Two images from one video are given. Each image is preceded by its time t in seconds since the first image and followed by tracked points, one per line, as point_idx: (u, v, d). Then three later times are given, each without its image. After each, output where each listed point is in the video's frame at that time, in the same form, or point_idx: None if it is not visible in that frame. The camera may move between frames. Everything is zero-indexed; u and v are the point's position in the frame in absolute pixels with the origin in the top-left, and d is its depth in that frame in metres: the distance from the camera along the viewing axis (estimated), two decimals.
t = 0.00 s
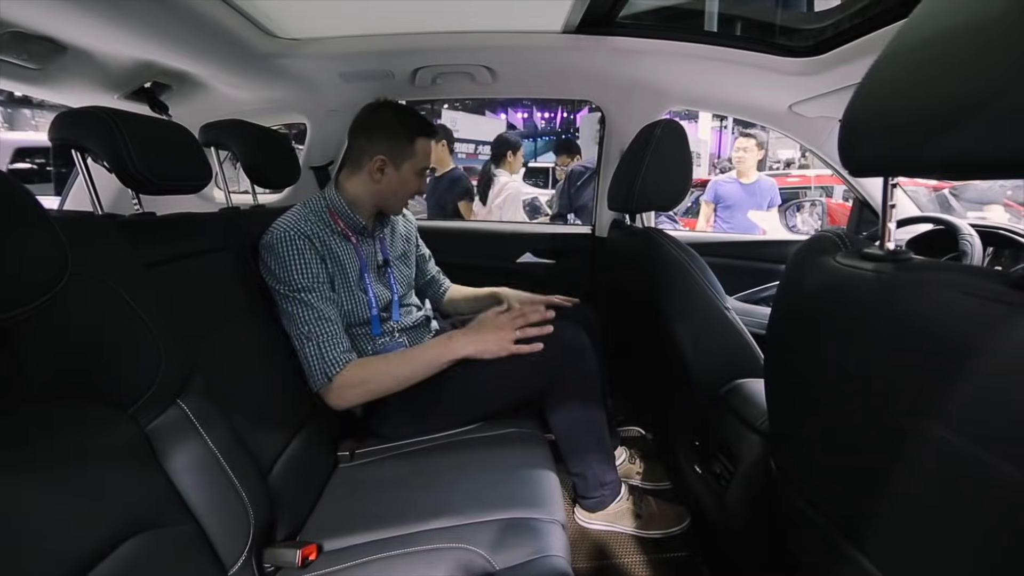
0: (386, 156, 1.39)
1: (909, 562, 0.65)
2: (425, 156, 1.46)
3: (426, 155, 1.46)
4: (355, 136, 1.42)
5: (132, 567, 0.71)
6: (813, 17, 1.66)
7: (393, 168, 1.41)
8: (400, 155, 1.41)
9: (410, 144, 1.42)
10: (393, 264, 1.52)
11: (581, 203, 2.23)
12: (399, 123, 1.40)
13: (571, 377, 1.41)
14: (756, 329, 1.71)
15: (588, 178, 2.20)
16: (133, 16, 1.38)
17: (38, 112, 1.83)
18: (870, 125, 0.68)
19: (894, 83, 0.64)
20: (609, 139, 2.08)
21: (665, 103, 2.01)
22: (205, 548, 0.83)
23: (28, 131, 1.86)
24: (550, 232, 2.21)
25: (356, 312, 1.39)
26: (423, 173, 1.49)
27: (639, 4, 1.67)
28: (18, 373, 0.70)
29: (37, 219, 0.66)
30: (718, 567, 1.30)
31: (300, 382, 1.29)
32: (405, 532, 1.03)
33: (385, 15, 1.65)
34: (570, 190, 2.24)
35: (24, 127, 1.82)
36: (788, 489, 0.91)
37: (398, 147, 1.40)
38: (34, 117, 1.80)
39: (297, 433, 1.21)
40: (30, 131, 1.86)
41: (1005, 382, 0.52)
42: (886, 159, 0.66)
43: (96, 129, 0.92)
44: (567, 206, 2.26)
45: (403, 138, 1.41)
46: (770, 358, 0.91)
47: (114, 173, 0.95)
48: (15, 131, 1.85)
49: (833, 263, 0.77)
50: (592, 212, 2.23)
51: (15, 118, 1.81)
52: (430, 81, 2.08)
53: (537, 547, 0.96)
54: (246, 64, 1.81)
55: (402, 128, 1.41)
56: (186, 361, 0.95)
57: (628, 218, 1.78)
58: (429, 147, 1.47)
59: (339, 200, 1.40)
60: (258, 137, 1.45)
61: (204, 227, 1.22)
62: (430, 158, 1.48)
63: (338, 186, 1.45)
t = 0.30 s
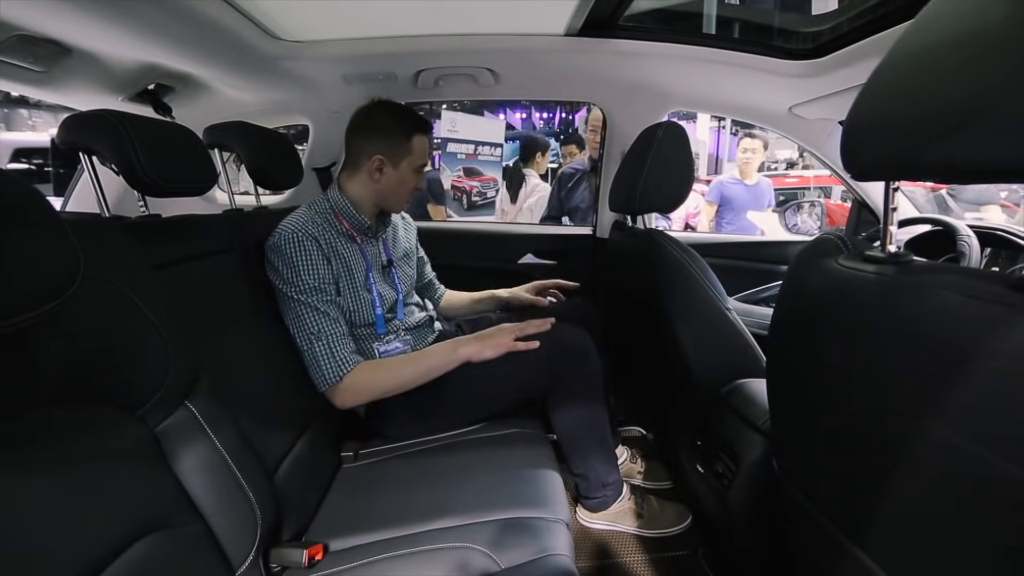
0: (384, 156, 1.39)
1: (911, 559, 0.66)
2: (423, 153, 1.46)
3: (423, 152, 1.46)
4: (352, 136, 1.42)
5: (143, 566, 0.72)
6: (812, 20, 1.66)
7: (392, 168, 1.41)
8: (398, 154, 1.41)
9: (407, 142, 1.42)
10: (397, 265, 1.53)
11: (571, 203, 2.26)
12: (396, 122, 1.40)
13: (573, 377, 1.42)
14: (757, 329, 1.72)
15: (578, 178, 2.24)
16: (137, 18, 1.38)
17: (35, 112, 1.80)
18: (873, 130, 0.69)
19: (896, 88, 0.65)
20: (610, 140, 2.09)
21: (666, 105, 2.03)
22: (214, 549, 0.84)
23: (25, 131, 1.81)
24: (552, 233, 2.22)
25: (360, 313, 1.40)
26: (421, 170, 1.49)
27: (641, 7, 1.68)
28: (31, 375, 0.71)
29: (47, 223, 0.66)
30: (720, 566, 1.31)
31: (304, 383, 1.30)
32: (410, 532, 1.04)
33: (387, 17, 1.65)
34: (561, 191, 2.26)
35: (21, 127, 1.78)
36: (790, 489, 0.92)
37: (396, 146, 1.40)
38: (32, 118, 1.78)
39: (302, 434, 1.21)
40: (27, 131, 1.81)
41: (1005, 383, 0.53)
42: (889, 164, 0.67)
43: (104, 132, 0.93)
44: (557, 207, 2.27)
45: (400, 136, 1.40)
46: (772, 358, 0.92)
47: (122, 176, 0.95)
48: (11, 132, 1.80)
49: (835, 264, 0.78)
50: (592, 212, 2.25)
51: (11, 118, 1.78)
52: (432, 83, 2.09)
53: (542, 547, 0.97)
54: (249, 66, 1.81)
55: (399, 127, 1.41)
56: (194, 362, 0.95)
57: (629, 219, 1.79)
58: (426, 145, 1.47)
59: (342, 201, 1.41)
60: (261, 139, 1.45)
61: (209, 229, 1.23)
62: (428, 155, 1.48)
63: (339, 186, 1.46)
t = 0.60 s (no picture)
0: (376, 157, 1.40)
1: (907, 556, 0.66)
2: (416, 152, 1.45)
3: (416, 151, 1.45)
4: (345, 138, 1.43)
5: (145, 567, 0.72)
6: (810, 21, 1.67)
7: (385, 168, 1.42)
8: (391, 154, 1.41)
9: (399, 142, 1.42)
10: (396, 266, 1.53)
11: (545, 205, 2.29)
12: (386, 122, 1.40)
13: (572, 377, 1.43)
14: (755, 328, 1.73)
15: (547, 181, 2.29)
16: (136, 20, 1.39)
17: (31, 112, 1.77)
18: (869, 131, 0.69)
19: (892, 90, 0.66)
20: (610, 140, 2.11)
21: (665, 105, 2.04)
22: (215, 549, 0.84)
23: (21, 130, 1.81)
24: (551, 233, 2.24)
25: (360, 314, 1.40)
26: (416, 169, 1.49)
27: (639, 8, 1.68)
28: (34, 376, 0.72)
29: (50, 226, 0.66)
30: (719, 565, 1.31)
31: (305, 384, 1.31)
32: (410, 531, 1.04)
33: (386, 19, 1.66)
34: (534, 193, 2.31)
35: (18, 127, 1.77)
36: (788, 489, 0.93)
37: (387, 146, 1.40)
38: (28, 118, 1.76)
39: (302, 434, 1.22)
40: (24, 130, 1.81)
41: (995, 383, 0.53)
42: (885, 166, 0.68)
43: (105, 134, 0.93)
44: (529, 209, 2.32)
45: (392, 136, 1.40)
46: (769, 358, 0.93)
47: (123, 178, 0.96)
48: (9, 132, 1.81)
49: (831, 266, 0.79)
50: (591, 212, 2.26)
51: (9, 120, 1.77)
52: (431, 84, 2.09)
53: (541, 546, 0.98)
54: (249, 68, 1.82)
55: (391, 127, 1.40)
56: (195, 364, 0.96)
57: (628, 219, 1.80)
58: (419, 143, 1.47)
59: (341, 203, 1.41)
60: (260, 141, 1.46)
61: (210, 230, 1.23)
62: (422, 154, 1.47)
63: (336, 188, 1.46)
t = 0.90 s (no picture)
0: (361, 155, 1.40)
1: (903, 556, 0.66)
2: (403, 146, 1.44)
3: (403, 145, 1.44)
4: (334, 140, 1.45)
5: (142, 567, 0.72)
6: (808, 22, 1.67)
7: (373, 165, 1.42)
8: (376, 151, 1.41)
9: (384, 137, 1.41)
10: (394, 266, 1.53)
11: (523, 207, 2.36)
12: (369, 118, 1.40)
13: (571, 377, 1.43)
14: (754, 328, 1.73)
15: (522, 183, 2.36)
16: (133, 20, 1.38)
17: (28, 111, 1.77)
18: (866, 131, 0.70)
19: (890, 89, 0.66)
20: (608, 141, 2.14)
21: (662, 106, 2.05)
22: (213, 549, 0.84)
23: (18, 130, 1.81)
24: (549, 233, 2.26)
25: (358, 314, 1.40)
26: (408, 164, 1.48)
27: (637, 9, 1.69)
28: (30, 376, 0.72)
29: (47, 226, 0.66)
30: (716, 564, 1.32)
31: (303, 383, 1.31)
32: (409, 531, 1.04)
33: (385, 19, 1.66)
34: (511, 195, 2.39)
35: (14, 126, 1.78)
36: (785, 488, 0.93)
37: (373, 143, 1.40)
38: (24, 117, 1.75)
39: (301, 434, 1.22)
40: (21, 130, 1.81)
41: (991, 382, 0.54)
42: (881, 166, 0.68)
43: (104, 134, 0.93)
44: (506, 210, 2.41)
45: (376, 132, 1.40)
46: (766, 356, 0.94)
47: (121, 178, 0.96)
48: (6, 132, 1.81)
49: (828, 265, 0.79)
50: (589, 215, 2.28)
51: (5, 120, 1.77)
52: (428, 85, 2.09)
53: (540, 545, 0.98)
54: (248, 68, 1.82)
55: (375, 123, 1.40)
56: (193, 363, 0.96)
57: (626, 220, 1.81)
58: (407, 136, 1.45)
59: (338, 203, 1.41)
60: (259, 141, 1.45)
61: (207, 230, 1.23)
62: (410, 148, 1.46)
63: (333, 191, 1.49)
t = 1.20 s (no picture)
0: (316, 151, 1.48)
1: (898, 553, 0.67)
2: (348, 129, 1.44)
3: (348, 128, 1.43)
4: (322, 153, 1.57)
5: (136, 566, 0.72)
6: (805, 22, 1.68)
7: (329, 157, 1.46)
8: (325, 142, 1.46)
9: (329, 126, 1.45)
10: (390, 265, 1.53)
11: (522, 207, 2.36)
12: (319, 113, 1.47)
13: (568, 376, 1.43)
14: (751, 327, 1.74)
15: (520, 182, 2.37)
16: (129, 19, 1.38)
17: (24, 111, 1.77)
18: (860, 130, 0.70)
19: (884, 88, 0.66)
20: (605, 140, 2.15)
21: (660, 106, 2.05)
22: (209, 549, 0.84)
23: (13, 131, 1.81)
24: (548, 233, 2.27)
25: (354, 313, 1.40)
26: (365, 149, 1.45)
27: (634, 8, 1.69)
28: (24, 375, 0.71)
29: (39, 226, 0.66)
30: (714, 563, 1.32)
31: (299, 383, 1.30)
32: (405, 531, 1.04)
33: (381, 18, 1.65)
34: (509, 195, 2.39)
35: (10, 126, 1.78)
36: (781, 487, 0.93)
37: (322, 136, 1.46)
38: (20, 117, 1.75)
39: (297, 433, 1.22)
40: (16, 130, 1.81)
41: (984, 380, 0.54)
42: (874, 165, 0.69)
43: (99, 133, 0.93)
44: (504, 209, 2.41)
45: (323, 123, 1.45)
46: (761, 355, 0.94)
47: (116, 177, 0.95)
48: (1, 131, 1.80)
49: (822, 264, 0.79)
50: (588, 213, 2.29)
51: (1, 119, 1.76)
52: (425, 85, 2.08)
53: (537, 544, 0.98)
54: (245, 68, 1.82)
55: (321, 116, 1.46)
56: (189, 363, 0.96)
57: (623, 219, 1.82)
58: (356, 120, 1.44)
59: (330, 200, 1.42)
60: (255, 140, 1.45)
61: (203, 229, 1.23)
62: (360, 130, 1.44)
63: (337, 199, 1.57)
